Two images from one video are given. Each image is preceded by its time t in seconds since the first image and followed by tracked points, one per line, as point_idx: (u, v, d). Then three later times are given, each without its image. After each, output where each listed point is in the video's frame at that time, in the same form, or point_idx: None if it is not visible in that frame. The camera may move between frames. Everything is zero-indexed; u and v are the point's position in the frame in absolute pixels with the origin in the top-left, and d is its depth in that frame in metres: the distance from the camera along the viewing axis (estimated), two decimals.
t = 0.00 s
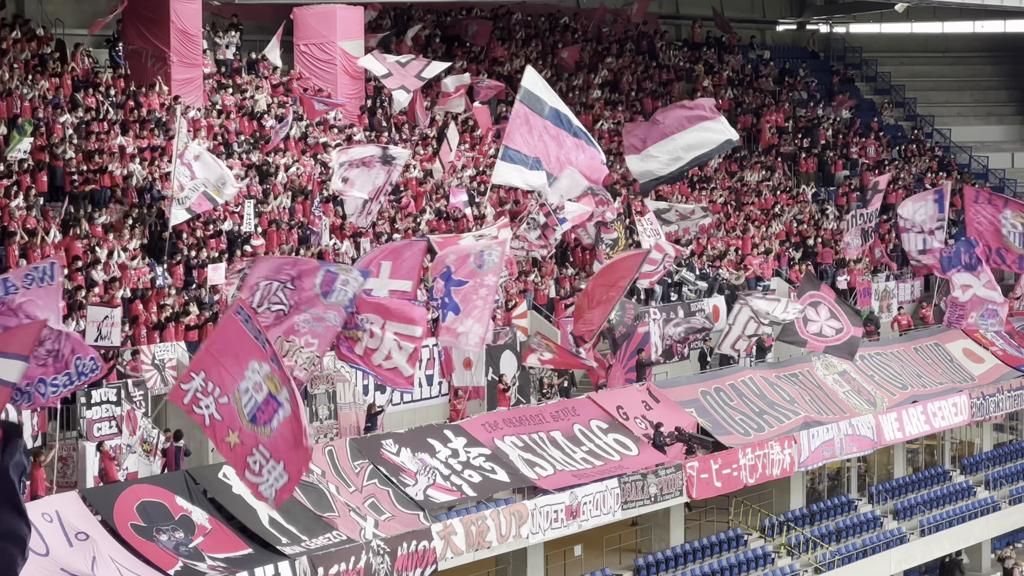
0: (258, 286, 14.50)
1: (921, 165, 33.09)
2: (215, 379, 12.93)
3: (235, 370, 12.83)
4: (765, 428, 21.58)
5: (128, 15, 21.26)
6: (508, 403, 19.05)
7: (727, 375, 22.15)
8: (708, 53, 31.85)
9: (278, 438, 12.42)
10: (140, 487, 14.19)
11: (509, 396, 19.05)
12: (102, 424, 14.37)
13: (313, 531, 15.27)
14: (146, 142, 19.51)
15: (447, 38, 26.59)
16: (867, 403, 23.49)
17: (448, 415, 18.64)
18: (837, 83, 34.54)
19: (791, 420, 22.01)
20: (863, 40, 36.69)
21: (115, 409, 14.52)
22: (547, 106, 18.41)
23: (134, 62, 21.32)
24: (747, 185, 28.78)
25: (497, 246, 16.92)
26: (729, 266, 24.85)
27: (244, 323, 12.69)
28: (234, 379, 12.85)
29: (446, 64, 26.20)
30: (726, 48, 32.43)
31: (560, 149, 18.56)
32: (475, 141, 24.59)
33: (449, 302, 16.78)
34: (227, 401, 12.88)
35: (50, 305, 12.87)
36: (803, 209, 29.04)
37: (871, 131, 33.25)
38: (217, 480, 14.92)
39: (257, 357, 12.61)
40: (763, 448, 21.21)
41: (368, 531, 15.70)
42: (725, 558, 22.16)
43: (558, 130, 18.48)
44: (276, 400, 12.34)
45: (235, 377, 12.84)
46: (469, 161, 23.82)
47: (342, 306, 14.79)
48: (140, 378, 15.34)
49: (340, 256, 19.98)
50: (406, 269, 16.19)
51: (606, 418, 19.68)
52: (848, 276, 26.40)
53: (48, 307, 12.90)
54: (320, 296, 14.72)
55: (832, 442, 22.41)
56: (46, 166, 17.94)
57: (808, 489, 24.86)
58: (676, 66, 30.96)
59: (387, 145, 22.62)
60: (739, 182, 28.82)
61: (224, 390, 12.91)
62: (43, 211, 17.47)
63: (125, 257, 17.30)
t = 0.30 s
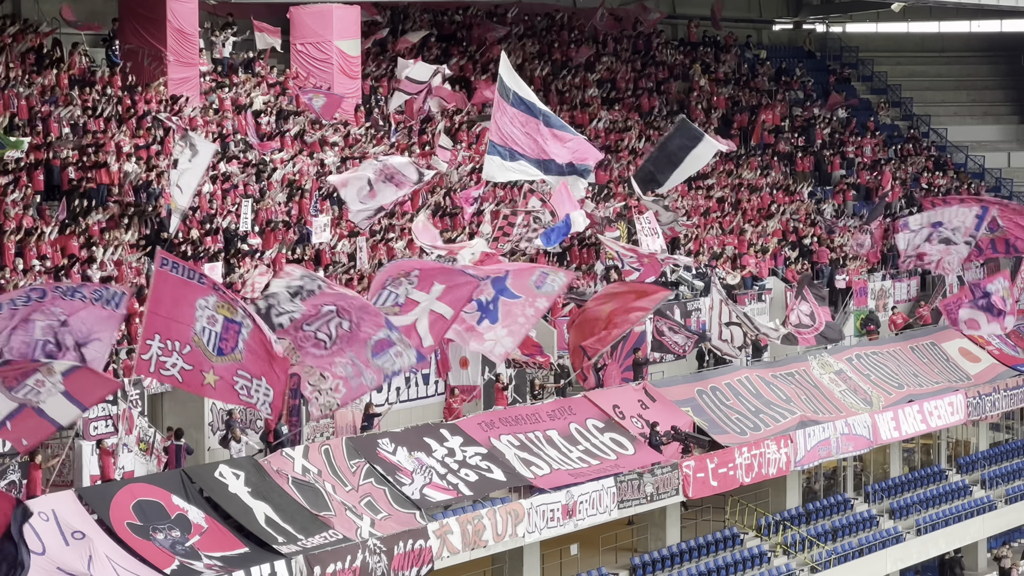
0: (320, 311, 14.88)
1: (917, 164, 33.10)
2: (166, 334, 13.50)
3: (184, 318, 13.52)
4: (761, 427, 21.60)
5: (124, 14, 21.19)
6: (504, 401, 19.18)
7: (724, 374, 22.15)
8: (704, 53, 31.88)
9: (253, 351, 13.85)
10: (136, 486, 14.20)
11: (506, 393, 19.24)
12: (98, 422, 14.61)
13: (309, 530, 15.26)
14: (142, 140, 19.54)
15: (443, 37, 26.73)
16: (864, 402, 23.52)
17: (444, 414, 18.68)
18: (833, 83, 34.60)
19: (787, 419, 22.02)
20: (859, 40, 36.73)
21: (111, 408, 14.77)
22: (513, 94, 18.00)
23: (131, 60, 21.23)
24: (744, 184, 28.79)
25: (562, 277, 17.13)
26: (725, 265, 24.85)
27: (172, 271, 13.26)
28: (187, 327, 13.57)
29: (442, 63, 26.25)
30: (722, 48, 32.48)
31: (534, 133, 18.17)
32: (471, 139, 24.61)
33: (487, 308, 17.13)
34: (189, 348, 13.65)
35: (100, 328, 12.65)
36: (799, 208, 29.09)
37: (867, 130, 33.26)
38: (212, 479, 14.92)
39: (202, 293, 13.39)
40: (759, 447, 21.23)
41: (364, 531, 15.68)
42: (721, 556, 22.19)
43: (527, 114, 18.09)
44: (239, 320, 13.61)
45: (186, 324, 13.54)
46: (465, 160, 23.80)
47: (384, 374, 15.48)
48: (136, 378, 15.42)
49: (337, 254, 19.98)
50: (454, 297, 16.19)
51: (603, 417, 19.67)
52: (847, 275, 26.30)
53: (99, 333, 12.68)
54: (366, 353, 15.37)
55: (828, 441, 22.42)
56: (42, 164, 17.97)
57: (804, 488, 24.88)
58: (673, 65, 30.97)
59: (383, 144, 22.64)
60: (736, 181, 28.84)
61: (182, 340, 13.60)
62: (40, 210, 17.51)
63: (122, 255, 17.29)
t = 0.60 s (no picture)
0: (368, 357, 15.32)
1: (914, 164, 33.12)
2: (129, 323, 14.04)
3: (140, 303, 14.03)
4: (758, 427, 21.60)
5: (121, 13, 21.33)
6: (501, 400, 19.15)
7: (720, 373, 22.11)
8: (701, 52, 31.88)
9: (216, 312, 14.29)
10: (133, 485, 14.19)
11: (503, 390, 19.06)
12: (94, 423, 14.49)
13: (305, 529, 15.27)
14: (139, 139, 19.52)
15: (440, 36, 26.69)
16: (860, 401, 23.54)
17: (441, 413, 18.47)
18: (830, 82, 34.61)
19: (784, 419, 22.06)
20: (856, 39, 36.78)
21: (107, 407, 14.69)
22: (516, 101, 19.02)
23: (128, 60, 21.39)
24: (741, 183, 28.81)
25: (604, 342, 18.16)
26: (721, 265, 24.84)
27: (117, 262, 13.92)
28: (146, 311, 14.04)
29: (439, 62, 26.26)
30: (719, 47, 32.48)
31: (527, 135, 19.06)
32: (468, 139, 24.59)
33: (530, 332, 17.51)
34: (152, 328, 14.09)
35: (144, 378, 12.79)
36: (796, 207, 29.13)
37: (864, 130, 33.27)
38: (209, 478, 14.97)
39: (150, 275, 13.97)
40: (755, 446, 21.25)
41: (361, 530, 15.70)
42: (717, 556, 22.21)
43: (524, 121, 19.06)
44: (193, 287, 14.11)
45: (142, 306, 14.03)
46: (461, 160, 23.77)
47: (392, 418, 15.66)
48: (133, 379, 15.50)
49: (334, 253, 19.95)
50: (485, 350, 16.26)
51: (599, 416, 19.69)
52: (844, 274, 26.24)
53: (142, 390, 12.82)
54: (387, 412, 15.62)
55: (825, 440, 22.43)
56: (39, 163, 17.95)
57: (801, 488, 24.90)
58: (670, 64, 30.96)
59: (380, 143, 22.63)
60: (732, 181, 28.86)
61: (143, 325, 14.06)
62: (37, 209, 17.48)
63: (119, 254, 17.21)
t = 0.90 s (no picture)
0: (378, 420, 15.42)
1: (910, 164, 33.13)
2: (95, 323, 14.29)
3: (111, 309, 14.28)
4: (755, 426, 21.61)
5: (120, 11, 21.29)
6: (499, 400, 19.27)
7: (717, 373, 22.09)
8: (698, 51, 31.87)
9: (180, 313, 14.79)
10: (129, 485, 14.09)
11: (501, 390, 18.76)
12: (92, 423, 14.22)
13: (302, 529, 15.29)
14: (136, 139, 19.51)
15: (438, 36, 26.70)
16: (857, 401, 23.56)
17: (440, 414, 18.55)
18: (827, 82, 34.61)
19: (781, 418, 22.08)
20: (853, 39, 36.83)
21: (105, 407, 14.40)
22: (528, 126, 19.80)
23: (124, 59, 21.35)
24: (738, 183, 28.83)
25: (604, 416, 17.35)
26: (719, 264, 24.81)
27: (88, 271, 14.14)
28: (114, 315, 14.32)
29: (437, 61, 26.27)
30: (716, 47, 32.48)
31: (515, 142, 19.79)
32: (465, 138, 24.57)
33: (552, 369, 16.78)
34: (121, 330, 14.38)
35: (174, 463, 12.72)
36: (793, 207, 29.13)
37: (861, 129, 33.25)
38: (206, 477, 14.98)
39: (117, 284, 14.22)
40: (753, 446, 21.25)
41: (358, 529, 15.71)
42: (714, 555, 22.20)
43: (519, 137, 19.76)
44: (156, 290, 14.52)
45: (114, 312, 14.32)
46: (459, 160, 23.73)
47: (342, 373, 15.09)
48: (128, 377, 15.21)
49: (331, 253, 19.89)
50: (497, 420, 15.50)
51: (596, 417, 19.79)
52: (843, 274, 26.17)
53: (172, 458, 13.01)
54: (348, 377, 15.13)
55: (822, 439, 22.45)
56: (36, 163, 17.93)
57: (798, 487, 24.88)
58: (667, 64, 30.95)
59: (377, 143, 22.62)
60: (729, 180, 28.88)
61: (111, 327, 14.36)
62: (33, 208, 17.46)
63: (115, 253, 17.17)
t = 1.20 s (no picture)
0: (334, 360, 14.40)
1: (907, 163, 33.14)
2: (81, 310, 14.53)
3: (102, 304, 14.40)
4: (752, 425, 21.63)
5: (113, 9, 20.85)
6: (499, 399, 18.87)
7: (715, 372, 22.10)
8: (695, 50, 31.88)
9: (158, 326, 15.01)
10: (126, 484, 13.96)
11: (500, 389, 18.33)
12: (89, 420, 14.32)
13: (299, 527, 15.32)
14: (133, 139, 19.53)
15: (435, 35, 26.75)
16: (854, 399, 23.58)
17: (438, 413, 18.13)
18: (824, 81, 34.63)
19: (778, 417, 22.09)
20: (850, 38, 36.84)
21: (102, 406, 14.40)
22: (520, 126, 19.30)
23: (120, 57, 21.08)
24: (735, 182, 28.88)
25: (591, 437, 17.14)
26: (715, 263, 24.83)
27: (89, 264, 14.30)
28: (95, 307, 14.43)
29: (434, 60, 26.28)
30: (714, 46, 32.50)
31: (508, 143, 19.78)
32: (463, 137, 24.56)
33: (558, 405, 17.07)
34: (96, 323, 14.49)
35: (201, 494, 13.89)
36: (790, 206, 29.13)
37: (858, 128, 33.24)
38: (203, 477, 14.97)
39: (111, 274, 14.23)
40: (750, 445, 21.25)
41: (355, 528, 15.72)
42: (711, 554, 22.23)
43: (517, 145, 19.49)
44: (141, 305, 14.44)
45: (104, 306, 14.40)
46: (455, 158, 23.73)
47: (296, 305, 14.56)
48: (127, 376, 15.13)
49: (328, 251, 19.88)
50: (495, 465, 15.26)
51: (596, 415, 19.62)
52: (839, 273, 26.17)
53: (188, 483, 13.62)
54: (302, 312, 14.61)
55: (819, 438, 22.47)
56: (33, 163, 17.98)
57: (795, 486, 24.91)
58: (664, 63, 30.95)
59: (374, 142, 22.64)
60: (726, 180, 28.92)
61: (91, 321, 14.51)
62: (30, 208, 17.50)
63: (113, 253, 17.20)
